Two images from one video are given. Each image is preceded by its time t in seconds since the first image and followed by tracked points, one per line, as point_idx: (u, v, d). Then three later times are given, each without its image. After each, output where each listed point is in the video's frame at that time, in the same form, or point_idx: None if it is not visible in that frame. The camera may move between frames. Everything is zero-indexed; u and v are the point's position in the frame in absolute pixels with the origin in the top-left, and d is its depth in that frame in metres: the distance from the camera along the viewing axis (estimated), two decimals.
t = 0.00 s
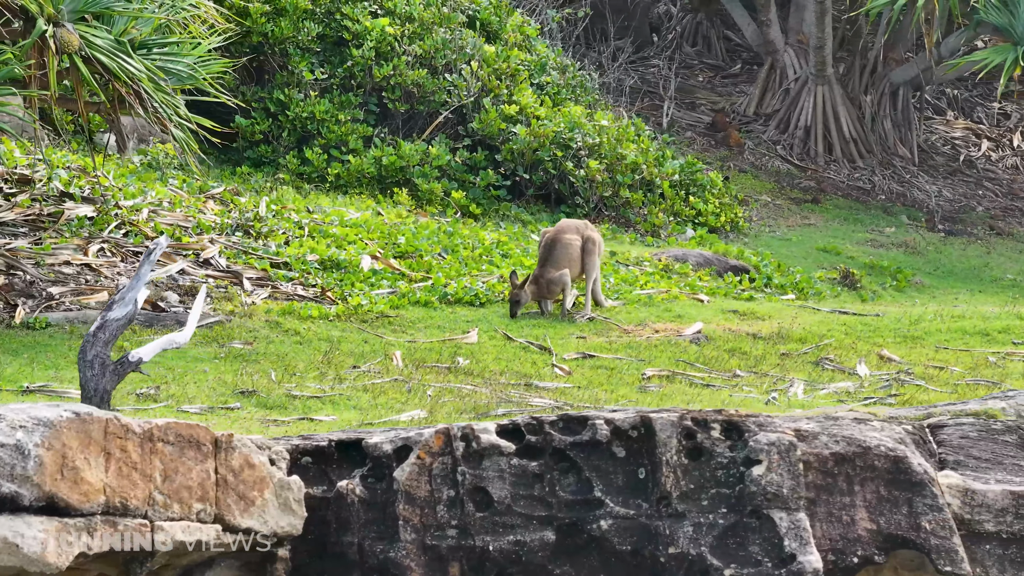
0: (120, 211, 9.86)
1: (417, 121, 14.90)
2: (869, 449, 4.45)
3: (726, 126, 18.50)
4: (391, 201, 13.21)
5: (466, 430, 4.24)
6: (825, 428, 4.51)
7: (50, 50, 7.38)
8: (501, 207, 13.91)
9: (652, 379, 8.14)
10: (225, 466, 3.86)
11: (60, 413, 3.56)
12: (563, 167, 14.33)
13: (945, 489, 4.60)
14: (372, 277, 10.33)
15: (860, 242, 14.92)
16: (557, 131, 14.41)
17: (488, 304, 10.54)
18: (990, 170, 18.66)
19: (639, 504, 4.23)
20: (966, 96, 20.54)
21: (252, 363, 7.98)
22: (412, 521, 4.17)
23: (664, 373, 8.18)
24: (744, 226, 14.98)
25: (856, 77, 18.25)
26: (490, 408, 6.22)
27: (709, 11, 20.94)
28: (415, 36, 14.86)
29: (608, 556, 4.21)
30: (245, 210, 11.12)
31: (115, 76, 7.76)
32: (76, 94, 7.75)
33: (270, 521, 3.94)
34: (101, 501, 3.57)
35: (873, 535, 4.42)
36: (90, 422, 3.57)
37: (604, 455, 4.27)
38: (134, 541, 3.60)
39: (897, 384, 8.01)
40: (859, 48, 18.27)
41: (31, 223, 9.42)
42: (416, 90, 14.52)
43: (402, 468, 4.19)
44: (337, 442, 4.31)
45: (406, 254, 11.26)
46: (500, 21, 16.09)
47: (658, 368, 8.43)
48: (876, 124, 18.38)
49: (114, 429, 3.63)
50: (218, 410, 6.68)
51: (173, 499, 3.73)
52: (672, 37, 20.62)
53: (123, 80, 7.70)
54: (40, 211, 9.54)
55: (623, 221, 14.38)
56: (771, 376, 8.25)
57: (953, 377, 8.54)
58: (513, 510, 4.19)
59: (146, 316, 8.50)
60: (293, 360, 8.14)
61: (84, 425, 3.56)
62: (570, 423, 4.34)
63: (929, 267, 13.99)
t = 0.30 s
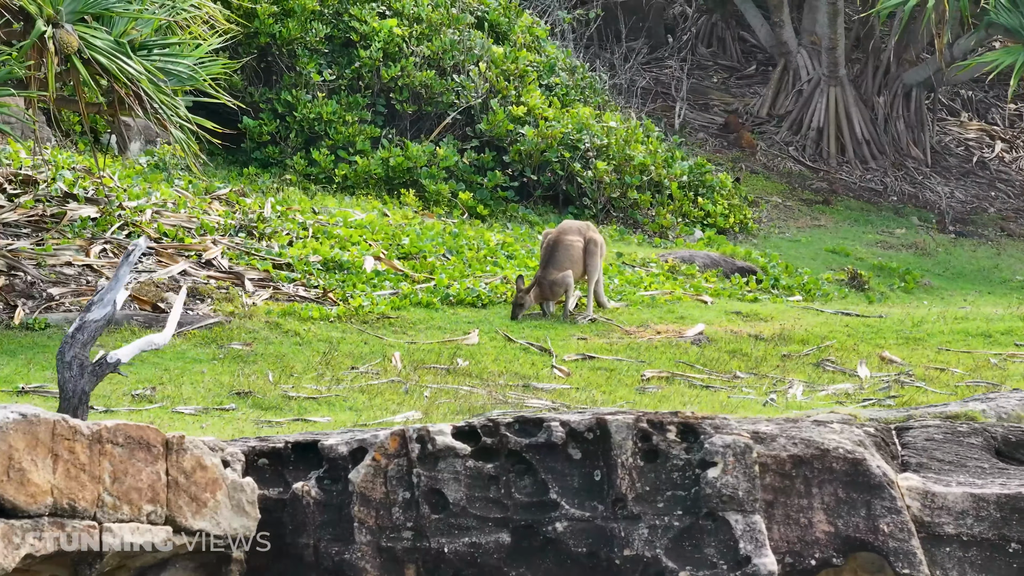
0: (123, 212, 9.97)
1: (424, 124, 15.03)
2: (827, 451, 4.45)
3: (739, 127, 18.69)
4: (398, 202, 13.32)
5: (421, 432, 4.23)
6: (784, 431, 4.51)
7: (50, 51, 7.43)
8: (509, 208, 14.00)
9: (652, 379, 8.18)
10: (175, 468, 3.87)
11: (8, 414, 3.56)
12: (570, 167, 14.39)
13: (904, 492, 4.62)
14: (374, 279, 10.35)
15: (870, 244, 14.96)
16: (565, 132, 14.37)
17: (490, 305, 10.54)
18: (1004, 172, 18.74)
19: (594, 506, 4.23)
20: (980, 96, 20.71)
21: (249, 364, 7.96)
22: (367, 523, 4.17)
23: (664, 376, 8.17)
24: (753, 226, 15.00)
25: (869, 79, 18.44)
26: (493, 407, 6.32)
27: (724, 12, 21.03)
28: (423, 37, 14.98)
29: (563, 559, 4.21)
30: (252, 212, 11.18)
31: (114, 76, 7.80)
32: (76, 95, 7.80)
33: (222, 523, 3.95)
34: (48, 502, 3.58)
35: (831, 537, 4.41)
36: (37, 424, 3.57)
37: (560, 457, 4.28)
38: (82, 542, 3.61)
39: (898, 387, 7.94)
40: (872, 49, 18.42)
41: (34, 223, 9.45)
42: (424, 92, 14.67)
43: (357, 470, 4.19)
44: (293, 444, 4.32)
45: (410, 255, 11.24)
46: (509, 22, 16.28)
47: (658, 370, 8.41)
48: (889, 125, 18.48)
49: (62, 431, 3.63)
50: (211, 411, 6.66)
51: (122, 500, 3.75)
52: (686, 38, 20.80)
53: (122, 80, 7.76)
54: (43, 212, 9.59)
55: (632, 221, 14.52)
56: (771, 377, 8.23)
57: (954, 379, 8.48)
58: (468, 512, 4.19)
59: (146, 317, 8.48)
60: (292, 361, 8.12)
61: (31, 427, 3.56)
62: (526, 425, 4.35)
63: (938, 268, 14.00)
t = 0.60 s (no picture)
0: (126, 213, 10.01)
1: (430, 125, 15.23)
2: (782, 452, 4.44)
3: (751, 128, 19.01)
4: (405, 202, 13.48)
5: (374, 434, 4.23)
6: (741, 432, 4.51)
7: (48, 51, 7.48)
8: (515, 208, 14.13)
9: (650, 379, 8.19)
10: (125, 470, 3.89)
11: None
12: (577, 168, 14.53)
13: (862, 493, 4.62)
14: (376, 279, 10.37)
15: (879, 245, 15.02)
16: (572, 134, 14.56)
17: (491, 306, 10.55)
18: (1015, 173, 18.92)
19: (548, 508, 4.23)
20: (993, 98, 21.05)
21: (246, 365, 7.98)
22: (321, 524, 4.17)
23: (661, 376, 8.18)
24: (761, 228, 15.12)
25: (881, 80, 18.63)
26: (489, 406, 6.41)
27: (739, 13, 21.41)
28: (430, 38, 15.16)
29: (517, 560, 4.21)
30: (256, 211, 11.25)
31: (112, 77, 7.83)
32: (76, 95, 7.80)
33: (173, 524, 3.96)
34: None
35: (786, 539, 4.41)
36: None
37: (513, 458, 4.28)
38: (28, 543, 3.66)
39: (896, 387, 7.93)
40: (885, 50, 18.61)
41: (36, 224, 9.48)
42: (431, 94, 14.84)
43: (310, 471, 4.19)
44: (247, 445, 4.31)
45: (412, 255, 11.28)
46: (518, 23, 16.38)
47: (656, 371, 8.40)
48: (902, 126, 18.68)
49: (8, 433, 3.67)
50: (205, 412, 6.62)
51: (69, 502, 3.78)
52: (701, 38, 21.02)
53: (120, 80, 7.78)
54: (44, 213, 9.63)
55: (638, 222, 14.59)
56: (768, 378, 8.23)
57: (952, 380, 8.46)
58: (421, 513, 4.19)
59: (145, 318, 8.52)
60: (291, 361, 8.12)
61: None
62: (480, 426, 4.34)
63: (947, 269, 14.04)
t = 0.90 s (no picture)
0: (128, 214, 10.07)
1: (437, 127, 15.37)
2: (740, 455, 4.44)
3: (763, 130, 19.12)
4: (411, 203, 13.58)
5: (329, 436, 4.23)
6: (698, 435, 4.53)
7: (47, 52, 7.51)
8: (522, 210, 14.23)
9: (649, 382, 8.14)
10: (75, 472, 3.91)
11: None
12: (585, 170, 14.51)
13: (820, 496, 4.60)
14: (379, 280, 10.37)
15: (889, 246, 15.02)
16: (580, 135, 14.57)
17: (493, 307, 10.52)
18: None
19: (502, 511, 4.24)
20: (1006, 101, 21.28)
21: (246, 366, 7.97)
22: (274, 527, 4.17)
23: (660, 378, 8.14)
24: (770, 229, 15.12)
25: (894, 82, 18.64)
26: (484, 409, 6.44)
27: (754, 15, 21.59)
28: (438, 39, 15.24)
29: (472, 562, 4.21)
30: (259, 212, 11.34)
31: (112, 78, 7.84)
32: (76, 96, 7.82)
33: (125, 526, 3.99)
34: None
35: (743, 541, 4.41)
36: None
37: (468, 461, 4.28)
38: None
39: (895, 390, 7.87)
40: (899, 50, 18.55)
41: (38, 226, 9.59)
42: (438, 95, 14.96)
43: (264, 473, 4.18)
44: (202, 447, 4.31)
45: (416, 257, 11.24)
46: (526, 25, 16.54)
47: (655, 373, 8.36)
48: (914, 128, 18.74)
49: None
50: (200, 413, 6.60)
51: (18, 505, 3.79)
52: (716, 40, 21.39)
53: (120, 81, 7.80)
54: (47, 215, 9.76)
55: (646, 223, 14.62)
56: (768, 380, 8.21)
57: (953, 382, 8.40)
58: (375, 516, 4.20)
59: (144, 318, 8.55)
60: (290, 363, 8.11)
61: None
62: (434, 429, 4.34)
63: (957, 271, 14.04)
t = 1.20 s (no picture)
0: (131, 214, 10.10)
1: (445, 129, 15.37)
2: (695, 458, 4.44)
3: (776, 131, 19.09)
4: (418, 204, 13.64)
5: (283, 438, 4.23)
6: (654, 438, 4.53)
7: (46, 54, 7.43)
8: (529, 212, 14.26)
9: (647, 383, 8.13)
10: (27, 474, 3.95)
11: None
12: (592, 172, 14.56)
13: (778, 498, 4.59)
14: (381, 280, 10.39)
15: (898, 248, 15.02)
16: (587, 136, 14.57)
17: (494, 309, 10.49)
18: None
19: (456, 513, 4.23)
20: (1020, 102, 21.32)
21: (243, 366, 7.97)
22: (228, 528, 4.16)
23: (659, 380, 8.12)
24: (778, 230, 15.11)
25: (906, 83, 18.75)
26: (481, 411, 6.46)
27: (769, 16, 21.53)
28: (445, 41, 15.30)
29: (426, 564, 4.20)
30: (262, 213, 11.39)
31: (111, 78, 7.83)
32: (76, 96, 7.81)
33: (76, 528, 4.01)
34: None
35: (698, 544, 4.41)
36: None
37: (422, 463, 4.28)
38: None
39: (892, 390, 7.85)
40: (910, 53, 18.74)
41: (40, 227, 9.48)
42: (446, 96, 15.00)
43: (218, 475, 4.18)
44: (157, 449, 4.33)
45: (419, 258, 11.26)
46: (536, 26, 16.58)
47: (653, 375, 8.34)
48: (927, 129, 18.75)
49: None
50: (194, 414, 6.62)
51: None
52: (730, 42, 21.38)
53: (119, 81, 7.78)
54: (50, 215, 9.65)
55: (653, 225, 14.68)
56: (767, 381, 8.22)
57: (952, 384, 8.39)
58: (329, 518, 4.19)
59: (142, 320, 8.50)
60: (286, 363, 8.11)
61: None
62: (389, 431, 4.34)
63: (965, 272, 14.06)
